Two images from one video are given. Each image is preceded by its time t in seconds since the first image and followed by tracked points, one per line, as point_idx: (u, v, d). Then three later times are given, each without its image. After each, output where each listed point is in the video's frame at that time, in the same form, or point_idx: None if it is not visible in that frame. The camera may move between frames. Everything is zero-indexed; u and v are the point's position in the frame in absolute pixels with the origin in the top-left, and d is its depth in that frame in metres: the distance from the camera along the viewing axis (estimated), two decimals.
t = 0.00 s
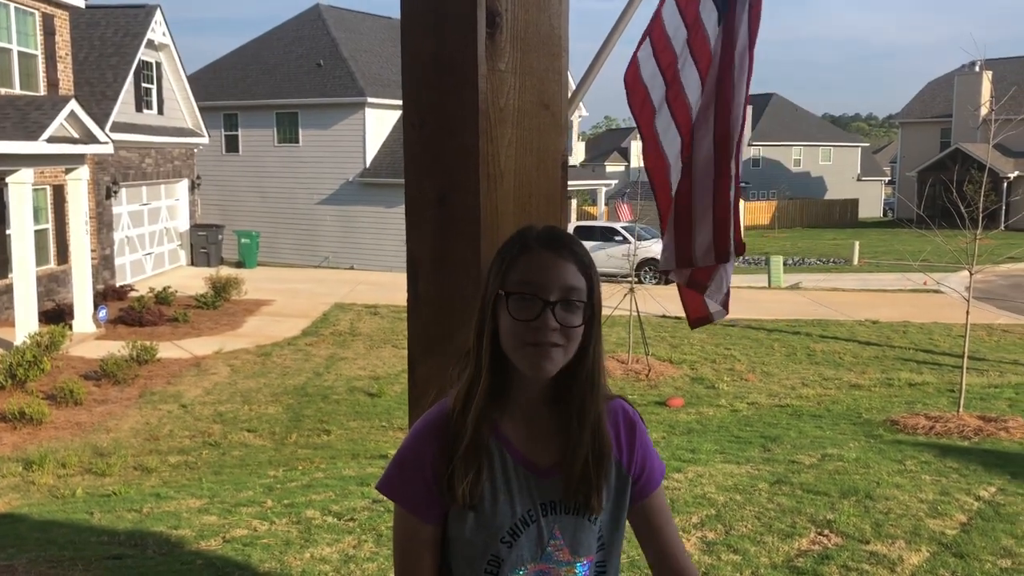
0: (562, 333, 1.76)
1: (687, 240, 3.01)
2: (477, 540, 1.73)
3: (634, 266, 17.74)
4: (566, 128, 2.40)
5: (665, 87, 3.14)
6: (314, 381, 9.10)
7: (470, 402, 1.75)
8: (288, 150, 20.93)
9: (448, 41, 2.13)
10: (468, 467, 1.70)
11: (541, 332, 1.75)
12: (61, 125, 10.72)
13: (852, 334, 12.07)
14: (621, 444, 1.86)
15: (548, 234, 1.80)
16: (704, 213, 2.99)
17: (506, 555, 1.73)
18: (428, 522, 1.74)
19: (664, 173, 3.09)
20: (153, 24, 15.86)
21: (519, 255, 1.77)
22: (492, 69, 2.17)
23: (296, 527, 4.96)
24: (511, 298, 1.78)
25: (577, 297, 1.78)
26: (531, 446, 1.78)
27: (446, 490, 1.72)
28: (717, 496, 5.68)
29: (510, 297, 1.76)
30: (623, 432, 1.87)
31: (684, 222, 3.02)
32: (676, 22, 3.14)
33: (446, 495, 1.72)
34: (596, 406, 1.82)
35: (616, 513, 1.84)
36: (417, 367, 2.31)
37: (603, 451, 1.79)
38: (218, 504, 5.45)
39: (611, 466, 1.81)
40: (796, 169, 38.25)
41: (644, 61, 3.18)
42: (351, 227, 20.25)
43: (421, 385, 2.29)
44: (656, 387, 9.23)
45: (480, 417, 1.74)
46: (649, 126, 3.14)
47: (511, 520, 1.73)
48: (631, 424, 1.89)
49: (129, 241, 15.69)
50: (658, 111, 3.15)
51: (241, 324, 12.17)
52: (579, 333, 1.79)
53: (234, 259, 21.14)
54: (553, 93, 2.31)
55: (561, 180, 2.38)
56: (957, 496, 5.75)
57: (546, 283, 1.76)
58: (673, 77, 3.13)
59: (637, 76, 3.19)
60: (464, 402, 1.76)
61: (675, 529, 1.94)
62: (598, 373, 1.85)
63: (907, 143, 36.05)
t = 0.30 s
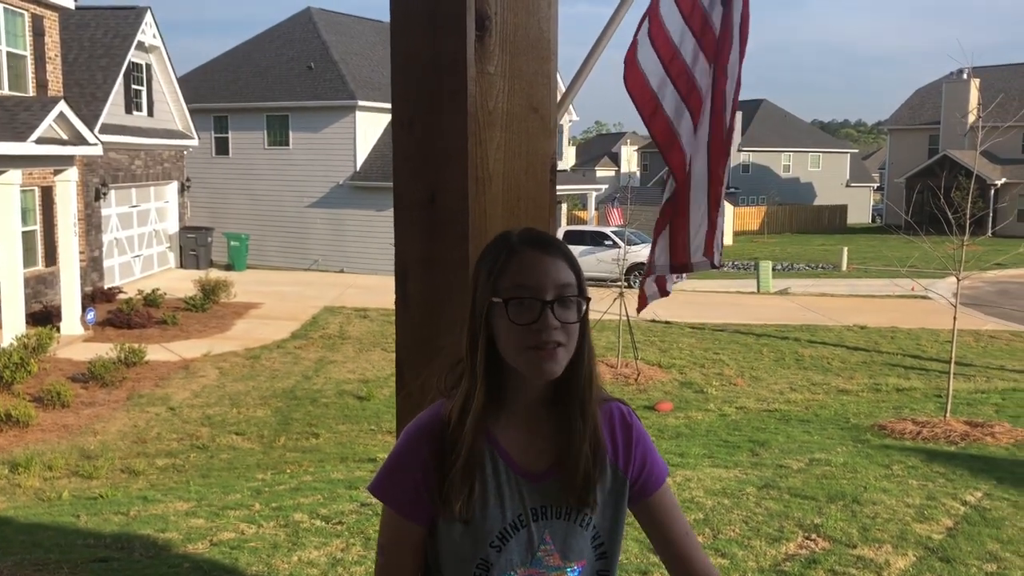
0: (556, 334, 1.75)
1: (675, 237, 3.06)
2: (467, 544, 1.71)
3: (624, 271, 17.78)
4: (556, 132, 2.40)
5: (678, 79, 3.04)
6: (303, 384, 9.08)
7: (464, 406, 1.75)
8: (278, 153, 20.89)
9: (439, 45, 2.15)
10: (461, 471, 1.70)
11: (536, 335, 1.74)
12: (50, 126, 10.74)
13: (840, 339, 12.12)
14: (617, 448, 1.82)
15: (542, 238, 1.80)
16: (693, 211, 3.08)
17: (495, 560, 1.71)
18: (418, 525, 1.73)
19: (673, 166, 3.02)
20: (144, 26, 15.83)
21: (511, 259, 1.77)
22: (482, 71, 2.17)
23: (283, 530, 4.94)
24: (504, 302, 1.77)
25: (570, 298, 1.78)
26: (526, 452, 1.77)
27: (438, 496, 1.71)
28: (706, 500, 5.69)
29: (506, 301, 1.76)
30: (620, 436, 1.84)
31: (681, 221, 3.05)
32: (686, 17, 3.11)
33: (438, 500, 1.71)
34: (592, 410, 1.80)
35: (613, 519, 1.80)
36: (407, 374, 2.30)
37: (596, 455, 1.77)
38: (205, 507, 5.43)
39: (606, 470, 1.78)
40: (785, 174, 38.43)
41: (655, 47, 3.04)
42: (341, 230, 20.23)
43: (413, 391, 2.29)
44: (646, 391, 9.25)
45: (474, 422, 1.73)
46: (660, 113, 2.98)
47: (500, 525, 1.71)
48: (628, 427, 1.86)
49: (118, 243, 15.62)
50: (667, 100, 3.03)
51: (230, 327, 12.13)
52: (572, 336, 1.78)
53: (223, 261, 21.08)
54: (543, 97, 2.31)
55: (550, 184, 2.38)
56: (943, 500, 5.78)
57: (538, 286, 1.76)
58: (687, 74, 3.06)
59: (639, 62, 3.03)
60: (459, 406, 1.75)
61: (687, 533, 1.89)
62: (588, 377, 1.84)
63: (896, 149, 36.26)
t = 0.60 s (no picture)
0: (537, 337, 1.77)
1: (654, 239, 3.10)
2: (448, 550, 1.69)
3: (613, 276, 17.82)
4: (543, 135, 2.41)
5: (672, 85, 3.09)
6: (291, 388, 9.06)
7: (447, 407, 1.74)
8: (268, 156, 20.84)
9: (427, 47, 2.15)
10: (443, 472, 1.69)
11: (517, 338, 1.75)
12: (38, 128, 10.80)
13: (829, 344, 12.17)
14: (600, 457, 1.88)
15: (525, 241, 1.81)
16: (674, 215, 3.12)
17: (476, 566, 1.69)
18: (399, 527, 1.72)
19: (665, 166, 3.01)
20: (133, 28, 15.79)
21: (494, 261, 1.78)
22: (470, 75, 2.18)
23: (271, 535, 4.93)
24: (486, 304, 1.78)
25: (552, 301, 1.79)
26: (508, 456, 1.77)
27: (421, 499, 1.69)
28: (694, 504, 5.70)
29: (487, 303, 1.76)
30: (601, 445, 1.89)
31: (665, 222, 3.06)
32: (679, 24, 3.16)
33: (421, 503, 1.70)
34: (572, 416, 1.82)
35: (594, 527, 1.81)
36: (396, 376, 2.31)
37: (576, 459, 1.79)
38: (193, 511, 5.41)
39: (586, 475, 1.80)
40: (775, 180, 38.58)
41: (648, 55, 3.15)
42: (332, 233, 20.20)
43: (399, 392, 2.31)
44: (635, 396, 9.26)
45: (457, 426, 1.73)
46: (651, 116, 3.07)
47: (482, 531, 1.70)
48: (608, 435, 1.91)
49: (106, 246, 15.56)
50: (661, 104, 3.08)
51: (218, 330, 12.10)
52: (552, 340, 1.79)
53: (212, 265, 21.01)
54: (530, 102, 2.32)
55: (538, 188, 2.40)
56: (930, 504, 5.81)
57: (520, 288, 1.77)
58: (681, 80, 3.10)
59: (637, 71, 3.14)
60: (442, 407, 1.75)
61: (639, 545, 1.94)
62: (571, 383, 1.85)
63: (885, 155, 36.47)
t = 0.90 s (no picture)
0: (522, 338, 1.78)
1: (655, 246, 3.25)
2: (444, 552, 1.70)
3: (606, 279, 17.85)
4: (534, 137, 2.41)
5: (670, 92, 3.23)
6: (283, 391, 9.05)
7: (436, 412, 1.75)
8: (260, 159, 20.81)
9: (416, 51, 2.16)
10: (435, 474, 1.69)
11: (502, 339, 1.76)
12: (28, 131, 10.82)
13: (821, 347, 12.21)
14: (589, 453, 1.87)
15: (508, 242, 1.82)
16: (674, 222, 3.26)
17: (472, 567, 1.70)
18: (395, 534, 1.71)
19: (664, 175, 3.17)
20: (125, 31, 15.77)
21: (478, 263, 1.79)
22: (460, 78, 2.19)
23: (263, 538, 4.92)
24: (471, 307, 1.79)
25: (537, 302, 1.81)
26: (499, 455, 1.78)
27: (415, 503, 1.70)
28: (686, 507, 5.71)
29: (470, 307, 1.77)
30: (591, 442, 1.89)
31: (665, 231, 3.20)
32: (676, 30, 3.31)
33: (415, 508, 1.70)
34: (562, 414, 1.83)
35: (587, 523, 1.83)
36: (387, 380, 2.32)
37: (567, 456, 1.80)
38: (184, 515, 5.40)
39: (578, 473, 1.81)
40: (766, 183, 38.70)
41: (646, 63, 3.28)
42: (325, 237, 20.18)
43: (390, 396, 2.31)
44: (627, 399, 9.27)
45: (447, 428, 1.73)
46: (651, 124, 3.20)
47: (477, 531, 1.70)
48: (596, 431, 1.90)
49: (97, 249, 15.51)
50: (659, 111, 3.22)
51: (210, 334, 12.07)
52: (539, 340, 1.81)
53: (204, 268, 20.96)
54: (520, 104, 2.33)
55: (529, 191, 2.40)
56: (920, 507, 5.84)
57: (504, 290, 1.78)
58: (678, 89, 3.25)
59: (634, 77, 3.26)
60: (431, 412, 1.75)
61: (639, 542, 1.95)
62: (559, 381, 1.86)
63: (876, 159, 36.64)
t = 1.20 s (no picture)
0: (516, 335, 1.77)
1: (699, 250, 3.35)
2: (438, 549, 1.69)
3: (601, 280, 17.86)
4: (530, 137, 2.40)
5: (693, 97, 3.34)
6: (279, 392, 9.03)
7: (432, 409, 1.74)
8: (256, 159, 20.78)
9: (411, 50, 2.16)
10: (429, 470, 1.69)
11: (497, 336, 1.76)
12: (23, 131, 10.81)
13: (816, 347, 12.23)
14: (584, 452, 1.87)
15: (502, 240, 1.81)
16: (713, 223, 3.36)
17: (465, 563, 1.69)
18: (390, 531, 1.70)
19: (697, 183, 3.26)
20: (120, 31, 15.74)
21: (472, 260, 1.78)
22: (456, 76, 2.18)
23: (257, 539, 4.91)
24: (465, 304, 1.78)
25: (532, 299, 1.80)
26: (495, 453, 1.78)
27: (408, 499, 1.69)
28: (682, 507, 5.71)
29: (465, 303, 1.77)
30: (586, 441, 1.88)
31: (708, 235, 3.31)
32: (693, 32, 3.38)
33: (409, 504, 1.69)
34: (558, 411, 1.83)
35: (582, 522, 1.82)
36: (381, 376, 2.31)
37: (563, 454, 1.79)
38: (179, 515, 5.39)
39: (573, 472, 1.80)
40: (762, 184, 38.75)
41: (668, 69, 3.38)
42: (320, 237, 20.16)
43: (384, 392, 2.31)
44: (624, 399, 9.27)
45: (442, 424, 1.72)
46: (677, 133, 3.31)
47: (470, 528, 1.70)
48: (590, 430, 1.90)
49: (92, 250, 15.48)
50: (683, 117, 3.33)
51: (206, 334, 12.05)
52: (534, 338, 1.80)
53: (199, 269, 20.93)
54: (517, 103, 2.31)
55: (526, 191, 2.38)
56: (916, 507, 5.84)
57: (499, 288, 1.77)
58: (700, 92, 3.36)
59: (658, 85, 3.36)
60: (425, 409, 1.74)
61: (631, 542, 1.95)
62: (554, 380, 1.85)
63: (872, 160, 36.70)
